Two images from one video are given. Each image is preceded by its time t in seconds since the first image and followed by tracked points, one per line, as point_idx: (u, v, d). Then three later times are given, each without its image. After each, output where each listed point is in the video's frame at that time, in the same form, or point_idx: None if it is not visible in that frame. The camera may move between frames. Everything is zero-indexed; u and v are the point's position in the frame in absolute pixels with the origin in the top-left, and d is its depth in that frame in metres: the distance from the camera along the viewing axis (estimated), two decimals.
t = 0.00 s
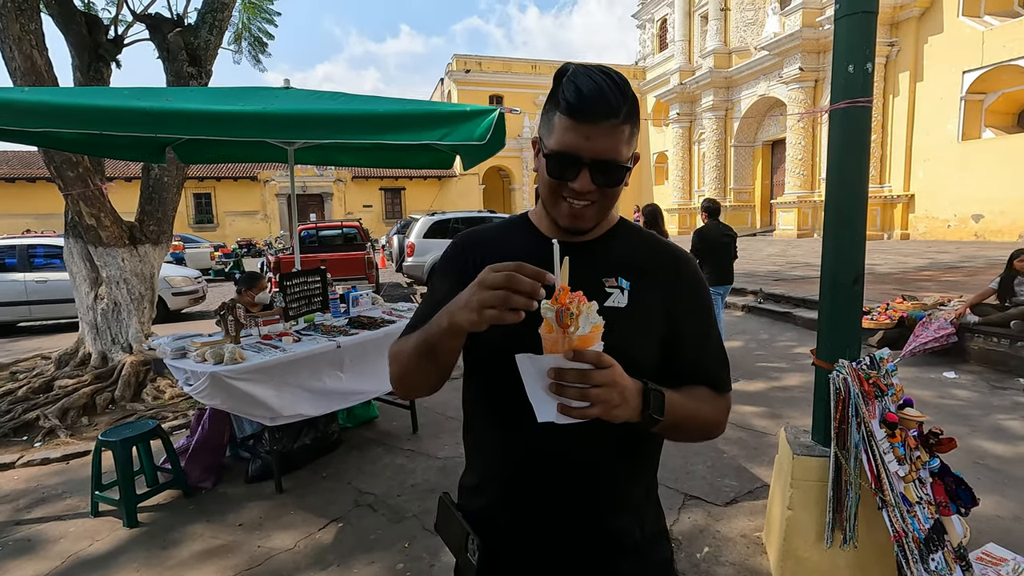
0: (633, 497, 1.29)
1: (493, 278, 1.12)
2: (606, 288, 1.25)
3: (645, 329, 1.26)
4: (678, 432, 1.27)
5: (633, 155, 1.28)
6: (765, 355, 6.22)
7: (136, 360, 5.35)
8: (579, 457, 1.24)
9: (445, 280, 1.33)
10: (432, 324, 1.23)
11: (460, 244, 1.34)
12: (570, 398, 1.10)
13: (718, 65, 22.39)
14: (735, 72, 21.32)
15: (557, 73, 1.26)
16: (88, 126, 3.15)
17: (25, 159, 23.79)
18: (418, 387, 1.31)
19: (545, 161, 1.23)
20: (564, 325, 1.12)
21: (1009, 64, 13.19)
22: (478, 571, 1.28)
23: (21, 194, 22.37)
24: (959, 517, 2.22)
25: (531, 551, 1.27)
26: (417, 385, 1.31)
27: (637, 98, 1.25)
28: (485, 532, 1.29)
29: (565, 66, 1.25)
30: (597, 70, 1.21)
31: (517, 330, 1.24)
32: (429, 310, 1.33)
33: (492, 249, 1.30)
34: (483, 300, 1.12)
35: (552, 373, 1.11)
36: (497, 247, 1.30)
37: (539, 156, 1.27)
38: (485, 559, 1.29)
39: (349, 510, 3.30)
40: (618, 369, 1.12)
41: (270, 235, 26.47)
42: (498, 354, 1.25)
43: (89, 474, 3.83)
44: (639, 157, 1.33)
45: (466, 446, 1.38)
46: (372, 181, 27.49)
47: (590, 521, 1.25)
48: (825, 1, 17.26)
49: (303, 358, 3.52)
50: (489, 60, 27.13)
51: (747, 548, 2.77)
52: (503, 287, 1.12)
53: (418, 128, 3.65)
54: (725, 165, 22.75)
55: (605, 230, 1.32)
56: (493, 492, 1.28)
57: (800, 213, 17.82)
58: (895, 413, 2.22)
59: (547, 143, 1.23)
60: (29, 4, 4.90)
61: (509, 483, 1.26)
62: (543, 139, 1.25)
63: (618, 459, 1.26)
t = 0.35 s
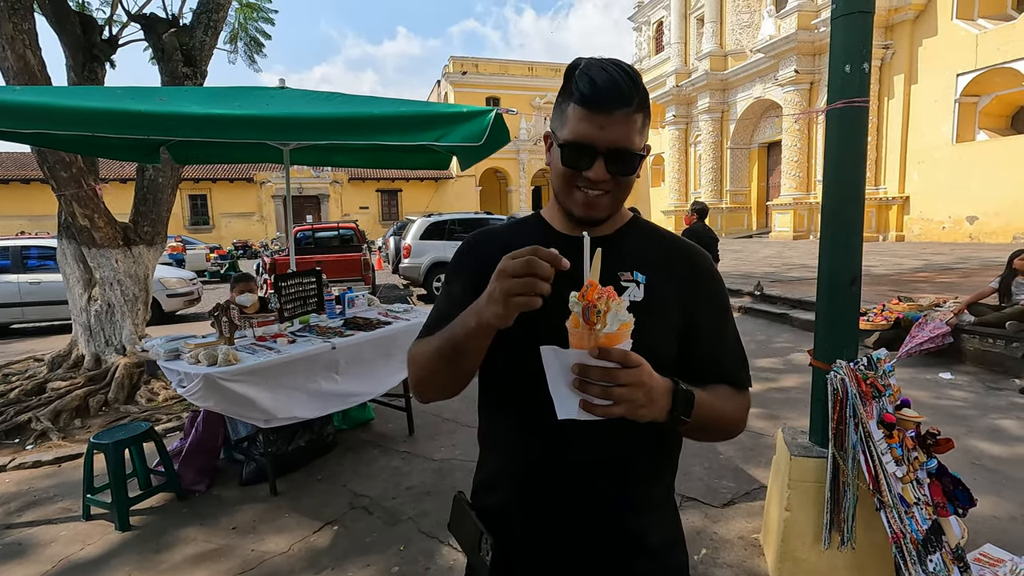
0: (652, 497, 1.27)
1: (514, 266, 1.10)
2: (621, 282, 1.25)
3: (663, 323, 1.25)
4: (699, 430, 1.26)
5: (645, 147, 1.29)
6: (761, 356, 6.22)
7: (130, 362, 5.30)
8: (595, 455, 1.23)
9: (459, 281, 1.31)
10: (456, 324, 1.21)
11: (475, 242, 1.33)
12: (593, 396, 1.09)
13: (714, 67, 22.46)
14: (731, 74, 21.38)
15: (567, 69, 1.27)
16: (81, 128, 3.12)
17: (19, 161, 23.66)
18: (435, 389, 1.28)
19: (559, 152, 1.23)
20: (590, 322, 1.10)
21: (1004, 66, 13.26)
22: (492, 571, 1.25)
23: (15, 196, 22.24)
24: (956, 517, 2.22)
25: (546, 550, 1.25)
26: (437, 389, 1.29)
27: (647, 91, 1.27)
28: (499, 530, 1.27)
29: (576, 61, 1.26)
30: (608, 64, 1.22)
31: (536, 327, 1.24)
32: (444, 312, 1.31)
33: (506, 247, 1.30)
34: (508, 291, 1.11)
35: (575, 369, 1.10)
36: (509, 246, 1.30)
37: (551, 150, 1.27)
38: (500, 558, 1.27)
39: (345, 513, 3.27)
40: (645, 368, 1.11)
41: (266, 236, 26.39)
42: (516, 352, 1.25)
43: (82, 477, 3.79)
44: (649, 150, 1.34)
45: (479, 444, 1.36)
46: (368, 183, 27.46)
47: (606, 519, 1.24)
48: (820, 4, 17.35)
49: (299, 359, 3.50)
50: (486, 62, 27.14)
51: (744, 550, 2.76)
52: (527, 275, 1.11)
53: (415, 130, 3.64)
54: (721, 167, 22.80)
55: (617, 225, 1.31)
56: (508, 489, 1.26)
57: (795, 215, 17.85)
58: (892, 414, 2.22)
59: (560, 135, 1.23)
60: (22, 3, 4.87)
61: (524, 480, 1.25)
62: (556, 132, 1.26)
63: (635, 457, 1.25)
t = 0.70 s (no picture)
0: (652, 498, 1.26)
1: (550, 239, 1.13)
2: (614, 282, 1.26)
3: (658, 323, 1.26)
4: (700, 430, 1.25)
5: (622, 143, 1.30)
6: (756, 358, 6.23)
7: (124, 363, 5.28)
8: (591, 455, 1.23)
9: (461, 282, 1.32)
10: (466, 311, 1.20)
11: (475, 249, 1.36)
12: (601, 401, 1.09)
13: (710, 69, 22.53)
14: (727, 76, 21.43)
15: (533, 85, 1.30)
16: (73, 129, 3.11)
17: (13, 161, 23.56)
18: (437, 387, 1.28)
19: (537, 163, 1.25)
20: (594, 325, 1.11)
21: (998, 69, 13.34)
22: (491, 568, 1.27)
23: (9, 196, 22.15)
24: (948, 519, 2.24)
25: (546, 550, 1.26)
26: (439, 385, 1.28)
27: (612, 88, 1.29)
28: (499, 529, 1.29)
29: (539, 75, 1.29)
30: (571, 70, 1.25)
31: (539, 330, 1.24)
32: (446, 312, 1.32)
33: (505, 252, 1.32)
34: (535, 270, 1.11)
35: (581, 376, 1.09)
36: (506, 252, 1.32)
37: (532, 161, 1.29)
38: (500, 554, 1.28)
39: (339, 515, 3.26)
40: (649, 367, 1.11)
41: (262, 237, 26.34)
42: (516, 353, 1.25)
43: (74, 479, 3.77)
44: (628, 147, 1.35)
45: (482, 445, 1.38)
46: (365, 183, 27.43)
47: (604, 519, 1.24)
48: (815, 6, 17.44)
49: (291, 361, 3.48)
50: (482, 63, 27.15)
51: (738, 552, 2.76)
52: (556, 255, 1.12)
53: (410, 131, 3.64)
54: (717, 169, 22.86)
55: (611, 228, 1.33)
56: (508, 487, 1.28)
57: (791, 217, 17.91)
58: (884, 415, 2.22)
59: (536, 147, 1.26)
60: (15, 3, 4.86)
61: (523, 480, 1.26)
62: (532, 143, 1.28)
63: (633, 459, 1.25)
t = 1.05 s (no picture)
0: (633, 494, 1.28)
1: (536, 247, 1.11)
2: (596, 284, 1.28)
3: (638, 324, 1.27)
4: (683, 427, 1.27)
5: (605, 150, 1.32)
6: (754, 360, 6.25)
7: (121, 365, 5.27)
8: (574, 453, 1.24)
9: (451, 284, 1.34)
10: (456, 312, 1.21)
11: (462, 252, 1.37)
12: (594, 402, 1.09)
13: (707, 72, 22.60)
14: (725, 78, 21.50)
15: (516, 91, 1.29)
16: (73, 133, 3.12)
17: (10, 162, 23.50)
18: (429, 385, 1.29)
19: (523, 172, 1.26)
20: (589, 329, 1.12)
21: (993, 72, 13.42)
22: (478, 565, 1.28)
23: (6, 197, 22.11)
24: (944, 520, 2.26)
25: (533, 548, 1.27)
26: (430, 385, 1.29)
27: (596, 96, 1.29)
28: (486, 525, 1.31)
29: (523, 81, 1.29)
30: (555, 78, 1.24)
31: (528, 334, 1.25)
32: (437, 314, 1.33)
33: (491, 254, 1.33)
34: (526, 276, 1.12)
35: (575, 378, 1.09)
36: (492, 255, 1.33)
37: (517, 168, 1.30)
38: (486, 550, 1.29)
39: (338, 517, 3.27)
40: (639, 369, 1.12)
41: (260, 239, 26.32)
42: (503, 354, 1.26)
43: (72, 481, 3.77)
44: (611, 152, 1.36)
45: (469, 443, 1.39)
46: (363, 185, 27.42)
47: (589, 517, 1.26)
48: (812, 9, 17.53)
49: (289, 363, 3.48)
50: (481, 65, 27.20)
51: (736, 552, 2.77)
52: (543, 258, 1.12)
53: (409, 134, 3.65)
54: (714, 171, 22.92)
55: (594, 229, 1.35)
56: (494, 483, 1.29)
57: (788, 218, 17.96)
58: (882, 417, 2.24)
59: (521, 157, 1.27)
60: (13, 5, 4.86)
61: (507, 478, 1.27)
62: (516, 152, 1.29)
63: (616, 455, 1.26)
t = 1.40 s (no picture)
0: (600, 489, 1.27)
1: (498, 243, 1.10)
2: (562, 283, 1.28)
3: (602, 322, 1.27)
4: (652, 423, 1.26)
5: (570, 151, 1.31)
6: (751, 362, 6.24)
7: (116, 366, 5.24)
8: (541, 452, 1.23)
9: (412, 287, 1.31)
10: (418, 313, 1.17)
11: (421, 254, 1.35)
12: (582, 398, 1.08)
13: (705, 74, 22.65)
14: (723, 81, 21.54)
15: (482, 90, 1.27)
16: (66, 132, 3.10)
17: (7, 162, 23.43)
18: (392, 392, 1.26)
19: (491, 171, 1.24)
20: (579, 324, 1.11)
21: (989, 75, 13.47)
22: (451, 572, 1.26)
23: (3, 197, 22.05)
24: (942, 523, 2.24)
25: (506, 550, 1.26)
26: (394, 391, 1.26)
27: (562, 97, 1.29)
28: (457, 532, 1.28)
29: (489, 80, 1.27)
30: (523, 77, 1.23)
31: (494, 336, 1.24)
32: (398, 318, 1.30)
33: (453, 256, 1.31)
34: (487, 272, 1.09)
35: (565, 374, 1.08)
36: (455, 257, 1.31)
37: (484, 167, 1.27)
38: (458, 558, 1.27)
39: (333, 519, 3.24)
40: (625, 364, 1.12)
41: (258, 240, 26.29)
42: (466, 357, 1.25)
43: (65, 484, 3.73)
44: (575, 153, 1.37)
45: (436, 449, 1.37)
46: (361, 186, 27.40)
47: (559, 515, 1.25)
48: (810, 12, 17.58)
49: (285, 365, 3.46)
50: (479, 67, 27.23)
51: (733, 556, 2.76)
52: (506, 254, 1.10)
53: (405, 133, 3.63)
54: (712, 173, 22.94)
55: (559, 229, 1.35)
56: (463, 489, 1.27)
57: (786, 221, 17.97)
58: (879, 419, 2.22)
59: (488, 155, 1.25)
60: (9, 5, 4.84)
61: (476, 480, 1.26)
62: (483, 151, 1.27)
63: (584, 455, 1.25)
